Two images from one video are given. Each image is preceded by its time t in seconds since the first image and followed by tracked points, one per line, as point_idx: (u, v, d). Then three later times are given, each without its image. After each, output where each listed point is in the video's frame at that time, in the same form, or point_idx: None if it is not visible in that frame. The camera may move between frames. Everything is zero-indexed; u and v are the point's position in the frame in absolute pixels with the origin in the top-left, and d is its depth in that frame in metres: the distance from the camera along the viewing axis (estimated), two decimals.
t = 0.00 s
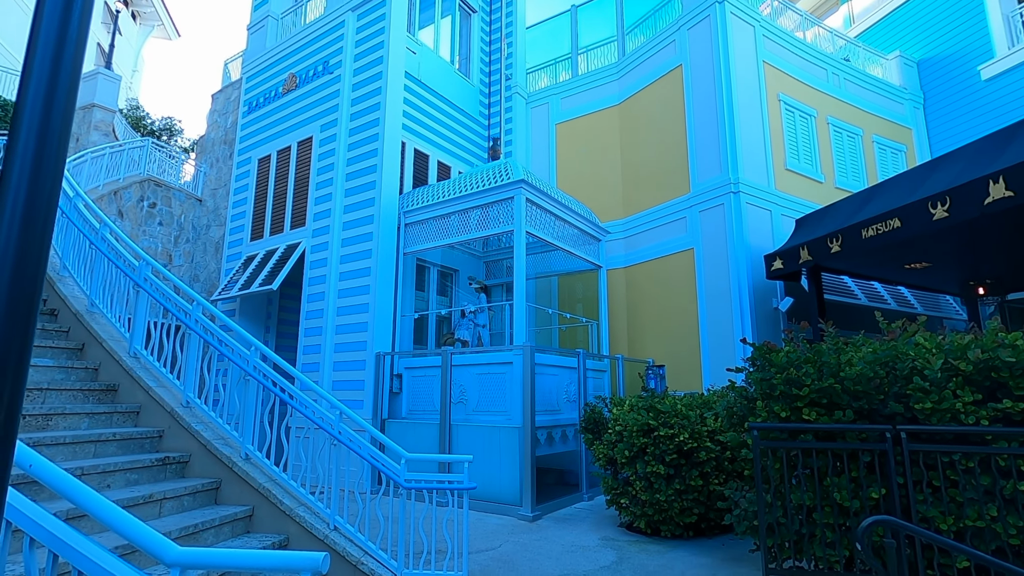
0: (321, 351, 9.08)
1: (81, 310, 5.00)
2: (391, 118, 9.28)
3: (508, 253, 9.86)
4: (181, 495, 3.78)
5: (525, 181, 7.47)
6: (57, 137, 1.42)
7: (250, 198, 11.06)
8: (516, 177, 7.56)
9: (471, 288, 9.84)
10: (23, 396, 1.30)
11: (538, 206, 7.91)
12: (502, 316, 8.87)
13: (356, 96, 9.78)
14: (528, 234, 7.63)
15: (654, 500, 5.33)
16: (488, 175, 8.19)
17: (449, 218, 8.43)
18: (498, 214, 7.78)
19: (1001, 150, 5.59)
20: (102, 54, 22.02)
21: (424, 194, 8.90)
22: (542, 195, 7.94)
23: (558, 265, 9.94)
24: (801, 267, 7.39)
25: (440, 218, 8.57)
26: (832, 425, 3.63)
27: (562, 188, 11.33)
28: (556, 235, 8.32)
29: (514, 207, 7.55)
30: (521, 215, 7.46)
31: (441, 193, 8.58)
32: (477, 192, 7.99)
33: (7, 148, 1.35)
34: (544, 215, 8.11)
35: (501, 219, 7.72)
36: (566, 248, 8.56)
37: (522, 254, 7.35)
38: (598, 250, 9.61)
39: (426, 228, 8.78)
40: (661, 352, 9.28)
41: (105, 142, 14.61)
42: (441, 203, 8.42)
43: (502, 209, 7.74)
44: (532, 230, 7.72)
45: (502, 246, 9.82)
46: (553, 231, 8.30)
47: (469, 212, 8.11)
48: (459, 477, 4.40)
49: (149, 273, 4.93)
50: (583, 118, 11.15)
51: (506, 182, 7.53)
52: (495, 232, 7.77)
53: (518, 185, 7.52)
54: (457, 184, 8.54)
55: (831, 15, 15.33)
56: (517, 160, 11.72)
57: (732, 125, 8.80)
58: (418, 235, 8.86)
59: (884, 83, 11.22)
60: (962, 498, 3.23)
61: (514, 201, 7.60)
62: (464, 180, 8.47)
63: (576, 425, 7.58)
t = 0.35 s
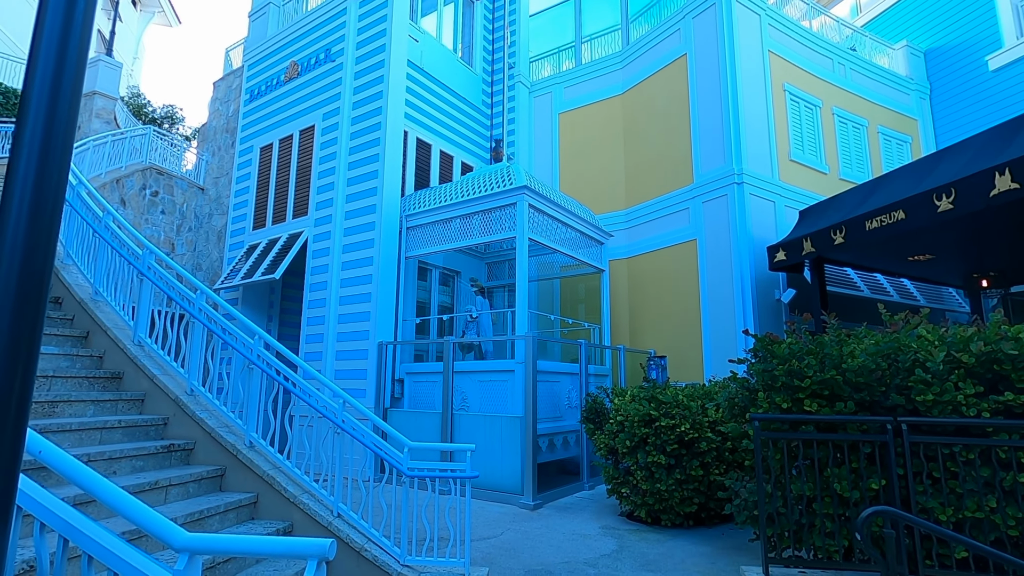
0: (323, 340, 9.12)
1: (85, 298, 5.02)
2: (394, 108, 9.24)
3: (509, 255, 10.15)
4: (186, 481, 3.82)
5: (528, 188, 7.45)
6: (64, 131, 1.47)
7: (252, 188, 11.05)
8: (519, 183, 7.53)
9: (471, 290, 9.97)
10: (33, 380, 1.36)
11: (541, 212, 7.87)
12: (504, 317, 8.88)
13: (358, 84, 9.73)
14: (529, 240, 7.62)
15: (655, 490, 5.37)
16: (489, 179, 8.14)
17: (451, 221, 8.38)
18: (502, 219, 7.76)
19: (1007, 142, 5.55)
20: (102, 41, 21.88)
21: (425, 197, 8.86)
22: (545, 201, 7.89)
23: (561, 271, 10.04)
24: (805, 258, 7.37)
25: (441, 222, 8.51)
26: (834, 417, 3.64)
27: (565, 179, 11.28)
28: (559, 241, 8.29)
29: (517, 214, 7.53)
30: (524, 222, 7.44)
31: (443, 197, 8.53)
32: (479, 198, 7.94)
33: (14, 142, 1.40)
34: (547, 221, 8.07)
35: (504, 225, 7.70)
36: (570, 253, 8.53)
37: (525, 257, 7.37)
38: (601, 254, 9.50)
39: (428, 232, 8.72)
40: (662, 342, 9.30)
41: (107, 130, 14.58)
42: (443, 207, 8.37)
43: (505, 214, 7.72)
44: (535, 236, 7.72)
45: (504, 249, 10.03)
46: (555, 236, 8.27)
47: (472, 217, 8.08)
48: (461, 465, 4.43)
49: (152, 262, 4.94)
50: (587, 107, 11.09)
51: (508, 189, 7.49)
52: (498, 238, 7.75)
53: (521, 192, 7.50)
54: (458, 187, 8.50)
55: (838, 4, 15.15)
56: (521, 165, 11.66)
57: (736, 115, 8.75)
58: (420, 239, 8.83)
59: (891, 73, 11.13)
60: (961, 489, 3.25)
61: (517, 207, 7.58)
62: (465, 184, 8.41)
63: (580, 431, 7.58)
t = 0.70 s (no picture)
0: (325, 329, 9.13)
1: (88, 286, 5.02)
2: (396, 96, 9.18)
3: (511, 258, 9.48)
4: (190, 469, 3.83)
5: (530, 194, 7.36)
6: (63, 115, 1.45)
7: (253, 177, 11.02)
8: (521, 189, 7.45)
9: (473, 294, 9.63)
10: (35, 370, 1.36)
11: (543, 217, 7.79)
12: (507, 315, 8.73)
13: (360, 72, 9.66)
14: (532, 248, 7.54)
15: (655, 479, 5.39)
16: (492, 184, 8.07)
17: (453, 226, 8.28)
18: (503, 225, 7.67)
19: (1015, 132, 5.49)
20: (101, 28, 21.76)
21: (426, 200, 8.79)
22: (547, 206, 7.83)
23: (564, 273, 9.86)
24: (808, 250, 7.33)
25: (443, 226, 8.43)
26: (836, 408, 3.63)
27: (568, 169, 11.22)
28: (561, 245, 8.21)
29: (519, 219, 7.45)
30: (526, 228, 7.36)
31: (445, 202, 8.45)
32: (481, 202, 7.87)
33: (13, 128, 1.39)
34: (550, 226, 8.00)
35: (505, 231, 7.61)
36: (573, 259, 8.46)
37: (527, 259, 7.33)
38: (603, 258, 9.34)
39: (428, 236, 8.63)
40: (664, 333, 9.31)
41: (108, 118, 14.54)
42: (445, 212, 8.27)
43: (507, 220, 7.63)
44: (537, 242, 7.65)
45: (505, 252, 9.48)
46: (558, 241, 8.19)
47: (474, 222, 7.98)
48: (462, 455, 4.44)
49: (154, 250, 4.94)
50: (590, 96, 11.02)
51: (511, 196, 7.41)
52: (499, 244, 7.67)
53: (523, 198, 7.41)
54: (461, 191, 8.42)
55: None
56: (523, 167, 11.54)
57: (741, 104, 8.67)
58: (421, 243, 8.73)
59: (897, 62, 11.02)
60: (963, 480, 3.26)
61: (519, 213, 7.49)
62: (467, 189, 8.34)
63: (582, 437, 7.64)
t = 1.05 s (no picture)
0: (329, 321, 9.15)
1: (93, 278, 5.05)
2: (398, 88, 9.16)
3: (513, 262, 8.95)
4: (196, 460, 3.87)
5: (533, 203, 7.36)
6: (68, 106, 1.46)
7: (256, 170, 11.02)
8: (524, 198, 7.42)
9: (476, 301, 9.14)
10: (43, 363, 1.38)
11: (546, 225, 7.76)
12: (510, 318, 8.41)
13: (362, 64, 9.62)
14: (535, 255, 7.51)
15: (658, 470, 5.41)
16: (495, 191, 8.03)
17: (455, 233, 8.23)
18: (504, 233, 7.64)
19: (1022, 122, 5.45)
20: (103, 20, 21.70)
21: (429, 206, 8.76)
22: (550, 215, 7.79)
23: (566, 277, 9.70)
24: (812, 241, 7.31)
25: (446, 233, 8.39)
26: (839, 399, 3.63)
27: (571, 161, 11.17)
28: (564, 252, 8.17)
29: (521, 228, 7.42)
30: (529, 237, 7.35)
31: (447, 208, 8.42)
32: (483, 210, 7.82)
33: (18, 121, 1.39)
34: (553, 235, 7.97)
35: (508, 239, 7.58)
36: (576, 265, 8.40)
37: (530, 267, 7.32)
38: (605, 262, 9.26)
39: (431, 243, 8.61)
40: (667, 325, 9.32)
41: (110, 111, 14.54)
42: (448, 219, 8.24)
43: (509, 228, 7.60)
44: (541, 251, 7.62)
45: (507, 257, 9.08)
46: (561, 249, 8.15)
47: (476, 229, 7.94)
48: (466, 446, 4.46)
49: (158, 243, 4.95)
50: (593, 87, 10.95)
51: (513, 204, 7.39)
52: (502, 251, 7.63)
53: (526, 207, 7.39)
54: (463, 198, 8.39)
55: None
56: (526, 174, 11.45)
57: (745, 95, 8.62)
58: (424, 250, 8.71)
59: (904, 52, 10.92)
60: (965, 471, 3.27)
61: (521, 222, 7.47)
62: (471, 195, 8.30)
63: (583, 445, 7.61)
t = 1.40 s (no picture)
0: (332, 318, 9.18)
1: (98, 275, 5.08)
2: (400, 84, 9.15)
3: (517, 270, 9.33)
4: (202, 455, 3.89)
5: (536, 216, 7.32)
6: (74, 105, 1.47)
7: (259, 166, 11.03)
8: (526, 210, 7.38)
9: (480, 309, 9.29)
10: (52, 360, 1.39)
11: (549, 237, 7.73)
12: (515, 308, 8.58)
13: (364, 59, 9.61)
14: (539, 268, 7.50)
15: (661, 465, 5.43)
16: (497, 201, 7.99)
17: (458, 244, 8.21)
18: (508, 245, 7.63)
19: None
20: (104, 16, 21.69)
21: (431, 215, 8.76)
22: (553, 226, 7.75)
23: (569, 285, 9.81)
24: (816, 236, 7.29)
25: (448, 244, 8.36)
26: (842, 394, 3.63)
27: (574, 156, 11.13)
28: (567, 263, 8.12)
29: (524, 241, 7.40)
30: (532, 250, 7.33)
31: (449, 218, 8.40)
32: (485, 221, 7.80)
33: (26, 119, 1.41)
34: (557, 246, 7.94)
35: (511, 252, 7.57)
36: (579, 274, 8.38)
37: (533, 278, 7.31)
38: (609, 271, 9.22)
39: (433, 253, 8.59)
40: (670, 321, 9.34)
41: (113, 108, 14.56)
42: (450, 230, 8.20)
43: (512, 241, 7.59)
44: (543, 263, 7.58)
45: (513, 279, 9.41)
46: (564, 260, 8.12)
47: (479, 241, 7.93)
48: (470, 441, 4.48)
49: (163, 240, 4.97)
50: (595, 82, 10.92)
51: (517, 216, 7.36)
52: (505, 263, 7.62)
53: (529, 219, 7.35)
54: (465, 208, 8.37)
55: None
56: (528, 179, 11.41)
57: (749, 89, 8.57)
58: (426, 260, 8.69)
59: (909, 45, 10.84)
60: (968, 466, 3.28)
61: (524, 234, 7.45)
62: (474, 205, 8.28)
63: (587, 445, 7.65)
